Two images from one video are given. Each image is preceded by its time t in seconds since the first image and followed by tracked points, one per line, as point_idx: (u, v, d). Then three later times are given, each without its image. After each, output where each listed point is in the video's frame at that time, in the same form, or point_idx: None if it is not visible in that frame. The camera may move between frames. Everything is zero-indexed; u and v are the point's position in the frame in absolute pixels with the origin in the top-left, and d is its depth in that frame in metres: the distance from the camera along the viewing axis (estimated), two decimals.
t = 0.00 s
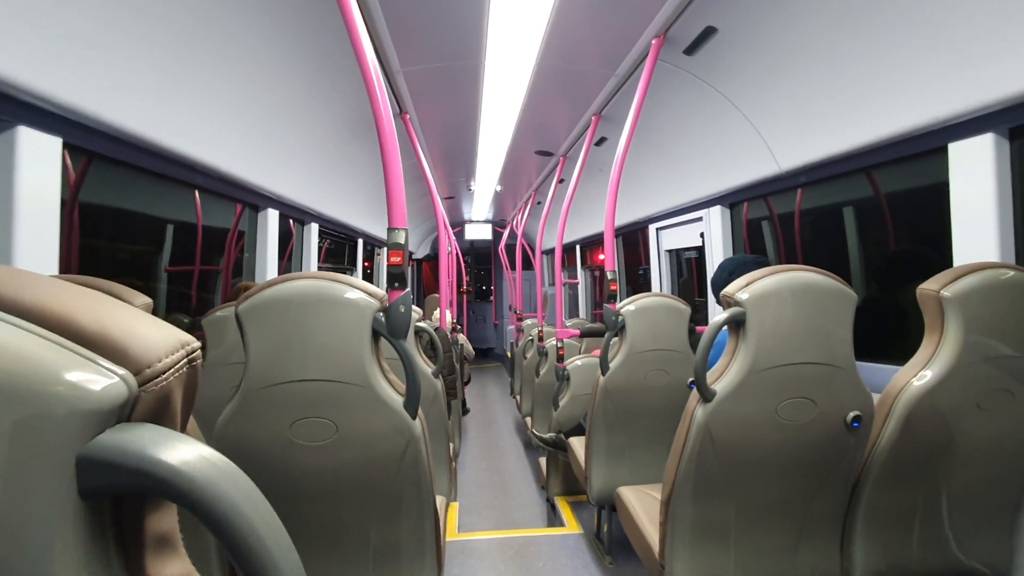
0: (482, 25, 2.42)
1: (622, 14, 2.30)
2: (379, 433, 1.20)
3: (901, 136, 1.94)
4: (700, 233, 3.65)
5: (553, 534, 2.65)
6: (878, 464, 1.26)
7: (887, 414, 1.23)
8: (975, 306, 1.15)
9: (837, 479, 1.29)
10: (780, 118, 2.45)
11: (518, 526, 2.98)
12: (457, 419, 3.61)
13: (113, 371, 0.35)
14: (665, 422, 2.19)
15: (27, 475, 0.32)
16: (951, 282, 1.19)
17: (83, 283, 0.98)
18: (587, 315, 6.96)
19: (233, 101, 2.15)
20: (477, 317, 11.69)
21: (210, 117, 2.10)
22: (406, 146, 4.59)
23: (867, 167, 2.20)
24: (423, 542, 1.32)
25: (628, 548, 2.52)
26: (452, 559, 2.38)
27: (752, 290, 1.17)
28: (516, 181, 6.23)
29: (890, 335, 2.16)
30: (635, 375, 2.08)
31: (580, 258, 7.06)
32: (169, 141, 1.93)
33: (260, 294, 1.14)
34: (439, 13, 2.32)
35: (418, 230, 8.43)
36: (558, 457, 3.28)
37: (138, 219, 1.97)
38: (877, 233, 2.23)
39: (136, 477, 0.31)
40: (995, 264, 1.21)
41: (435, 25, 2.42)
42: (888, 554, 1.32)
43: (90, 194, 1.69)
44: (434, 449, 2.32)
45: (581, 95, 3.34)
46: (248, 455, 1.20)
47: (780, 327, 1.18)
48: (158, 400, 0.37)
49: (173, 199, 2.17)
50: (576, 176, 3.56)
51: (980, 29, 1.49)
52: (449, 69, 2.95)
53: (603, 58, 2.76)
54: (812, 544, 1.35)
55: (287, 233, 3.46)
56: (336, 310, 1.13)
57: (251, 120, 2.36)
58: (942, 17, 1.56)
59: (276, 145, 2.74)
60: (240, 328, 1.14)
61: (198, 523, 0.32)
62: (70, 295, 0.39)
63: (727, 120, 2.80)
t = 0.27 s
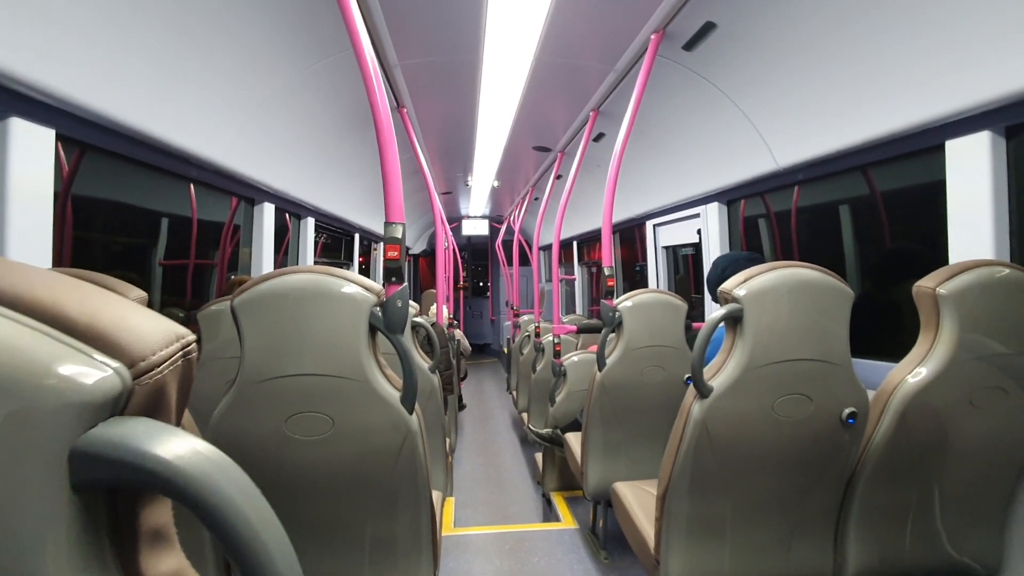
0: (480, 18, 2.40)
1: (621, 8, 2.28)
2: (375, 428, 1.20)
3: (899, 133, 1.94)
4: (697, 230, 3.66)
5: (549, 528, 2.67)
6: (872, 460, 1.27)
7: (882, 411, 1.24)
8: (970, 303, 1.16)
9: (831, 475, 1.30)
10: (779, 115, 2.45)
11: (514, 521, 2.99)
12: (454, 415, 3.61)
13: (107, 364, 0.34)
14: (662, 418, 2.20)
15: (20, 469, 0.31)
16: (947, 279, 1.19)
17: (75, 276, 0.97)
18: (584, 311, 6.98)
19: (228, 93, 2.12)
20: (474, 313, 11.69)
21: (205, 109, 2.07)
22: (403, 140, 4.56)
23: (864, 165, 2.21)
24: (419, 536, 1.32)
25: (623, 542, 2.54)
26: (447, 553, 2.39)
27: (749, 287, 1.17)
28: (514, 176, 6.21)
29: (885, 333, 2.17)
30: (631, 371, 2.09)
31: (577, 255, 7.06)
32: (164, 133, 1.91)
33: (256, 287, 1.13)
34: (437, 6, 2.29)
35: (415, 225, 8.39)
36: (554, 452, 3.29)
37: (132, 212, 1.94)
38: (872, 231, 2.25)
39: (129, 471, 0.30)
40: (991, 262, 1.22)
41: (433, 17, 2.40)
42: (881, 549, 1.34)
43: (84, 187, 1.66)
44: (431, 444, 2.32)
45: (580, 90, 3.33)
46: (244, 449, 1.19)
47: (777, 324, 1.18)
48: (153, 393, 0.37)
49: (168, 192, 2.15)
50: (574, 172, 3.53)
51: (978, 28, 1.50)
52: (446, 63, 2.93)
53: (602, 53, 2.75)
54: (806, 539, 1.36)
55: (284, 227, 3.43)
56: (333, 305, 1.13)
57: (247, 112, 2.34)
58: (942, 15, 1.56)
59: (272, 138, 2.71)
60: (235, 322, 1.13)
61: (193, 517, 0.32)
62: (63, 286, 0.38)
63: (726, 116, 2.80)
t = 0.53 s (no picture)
0: (478, 14, 2.38)
1: (619, 4, 2.27)
2: (373, 424, 1.20)
3: (897, 130, 1.94)
4: (695, 227, 3.66)
5: (547, 524, 2.68)
6: (868, 456, 1.28)
7: (878, 407, 1.25)
8: (966, 300, 1.17)
9: (827, 471, 1.31)
10: (777, 112, 2.45)
11: (512, 517, 3.00)
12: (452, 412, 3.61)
13: (104, 360, 0.34)
14: (660, 414, 2.21)
15: (16, 466, 0.31)
16: (943, 276, 1.20)
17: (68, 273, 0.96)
18: (582, 308, 6.99)
19: (225, 89, 2.11)
20: (472, 310, 11.69)
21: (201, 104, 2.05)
22: (401, 137, 4.54)
23: (862, 162, 2.21)
24: (417, 532, 1.33)
25: (620, 538, 2.55)
26: (445, 550, 2.40)
27: (747, 284, 1.17)
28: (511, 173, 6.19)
29: (882, 330, 2.19)
30: (629, 368, 2.09)
31: (575, 252, 7.07)
32: (160, 129, 1.89)
33: (253, 284, 1.12)
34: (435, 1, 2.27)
35: (413, 222, 8.37)
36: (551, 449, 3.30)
37: (128, 208, 1.93)
38: (870, 228, 2.26)
39: (125, 467, 0.30)
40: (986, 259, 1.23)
41: (430, 13, 2.38)
42: (877, 544, 1.35)
43: (80, 183, 1.66)
44: (429, 441, 2.33)
45: (578, 87, 3.32)
46: (241, 447, 1.19)
47: (774, 320, 1.19)
48: (151, 390, 0.36)
49: (164, 188, 2.13)
50: (572, 168, 3.42)
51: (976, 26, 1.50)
52: (444, 59, 2.91)
53: (600, 50, 2.74)
54: (802, 534, 1.37)
55: (281, 224, 3.42)
56: (330, 301, 1.12)
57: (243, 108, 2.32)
58: (940, 13, 1.56)
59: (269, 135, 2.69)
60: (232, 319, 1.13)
61: (189, 512, 0.32)
62: (59, 283, 0.38)
63: (724, 113, 2.80)
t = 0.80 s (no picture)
0: (477, 11, 2.37)
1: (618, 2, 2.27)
2: (372, 421, 1.20)
3: (895, 129, 1.95)
4: (694, 225, 3.67)
5: (545, 521, 2.69)
6: (864, 454, 1.29)
7: (874, 405, 1.26)
8: (962, 299, 1.18)
9: (824, 468, 1.32)
10: (776, 111, 2.45)
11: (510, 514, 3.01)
12: (451, 410, 3.62)
13: (106, 358, 0.34)
14: (658, 412, 2.22)
15: (18, 462, 0.31)
16: (939, 275, 1.21)
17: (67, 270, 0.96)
18: (581, 306, 7.00)
19: (224, 86, 2.10)
20: (471, 307, 11.69)
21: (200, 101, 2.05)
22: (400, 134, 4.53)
23: (860, 160, 2.22)
24: (416, 529, 1.33)
25: (618, 535, 2.57)
26: (444, 546, 2.41)
27: (745, 282, 1.18)
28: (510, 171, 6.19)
29: (879, 329, 2.19)
30: (627, 365, 2.10)
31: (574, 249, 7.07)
32: (158, 126, 1.88)
33: (252, 282, 1.12)
34: None
35: (412, 220, 8.36)
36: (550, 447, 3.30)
37: (126, 205, 1.93)
38: (868, 227, 2.26)
39: (127, 464, 0.30)
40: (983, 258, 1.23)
41: (430, 10, 2.37)
42: (873, 541, 1.36)
43: (79, 180, 1.66)
44: (428, 438, 2.33)
45: (578, 85, 3.31)
46: (241, 444, 1.19)
47: (771, 319, 1.19)
48: (152, 387, 0.37)
49: (163, 185, 2.13)
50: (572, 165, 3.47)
51: (975, 26, 1.50)
52: (443, 56, 2.90)
53: (599, 48, 2.73)
54: (800, 531, 1.38)
55: (280, 221, 3.41)
56: (329, 298, 1.12)
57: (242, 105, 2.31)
58: (939, 12, 1.56)
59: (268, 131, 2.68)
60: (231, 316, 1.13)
61: (190, 509, 0.32)
62: (61, 280, 0.38)
63: (723, 112, 2.80)
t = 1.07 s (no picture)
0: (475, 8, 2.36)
1: None
2: (370, 420, 1.20)
3: (895, 127, 1.94)
4: (693, 223, 3.67)
5: (544, 519, 2.69)
6: (864, 452, 1.29)
7: (874, 403, 1.25)
8: (962, 297, 1.18)
9: (823, 467, 1.32)
10: (775, 109, 2.44)
11: (509, 512, 3.01)
12: (449, 408, 3.62)
13: (95, 355, 0.34)
14: (657, 410, 2.22)
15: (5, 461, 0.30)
16: (939, 273, 1.21)
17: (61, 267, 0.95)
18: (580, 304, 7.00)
19: (221, 83, 2.09)
20: (470, 306, 11.68)
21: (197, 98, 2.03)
22: (398, 131, 4.51)
23: (860, 158, 2.22)
24: (414, 528, 1.33)
25: (616, 533, 2.57)
26: (443, 545, 2.41)
27: (745, 280, 1.17)
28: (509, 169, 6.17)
29: (878, 327, 2.20)
30: (626, 364, 2.10)
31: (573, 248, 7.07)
32: (156, 124, 1.87)
33: (249, 279, 1.11)
34: None
35: (410, 218, 8.34)
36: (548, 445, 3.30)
37: (124, 203, 1.91)
38: (867, 225, 2.26)
39: (117, 464, 0.30)
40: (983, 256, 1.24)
41: (428, 6, 2.36)
42: (871, 540, 1.36)
43: (74, 177, 1.64)
44: (426, 436, 2.33)
45: (577, 82, 3.30)
46: (238, 442, 1.19)
47: (771, 317, 1.19)
48: (142, 385, 0.36)
49: (160, 184, 2.12)
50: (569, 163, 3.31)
51: (976, 24, 1.50)
52: (442, 53, 2.88)
53: (598, 45, 2.72)
54: (798, 530, 1.38)
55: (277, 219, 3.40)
56: (327, 296, 1.11)
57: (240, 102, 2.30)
58: (940, 9, 1.56)
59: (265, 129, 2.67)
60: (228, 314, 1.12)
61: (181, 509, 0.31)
62: (48, 275, 0.37)
63: (722, 110, 2.79)
